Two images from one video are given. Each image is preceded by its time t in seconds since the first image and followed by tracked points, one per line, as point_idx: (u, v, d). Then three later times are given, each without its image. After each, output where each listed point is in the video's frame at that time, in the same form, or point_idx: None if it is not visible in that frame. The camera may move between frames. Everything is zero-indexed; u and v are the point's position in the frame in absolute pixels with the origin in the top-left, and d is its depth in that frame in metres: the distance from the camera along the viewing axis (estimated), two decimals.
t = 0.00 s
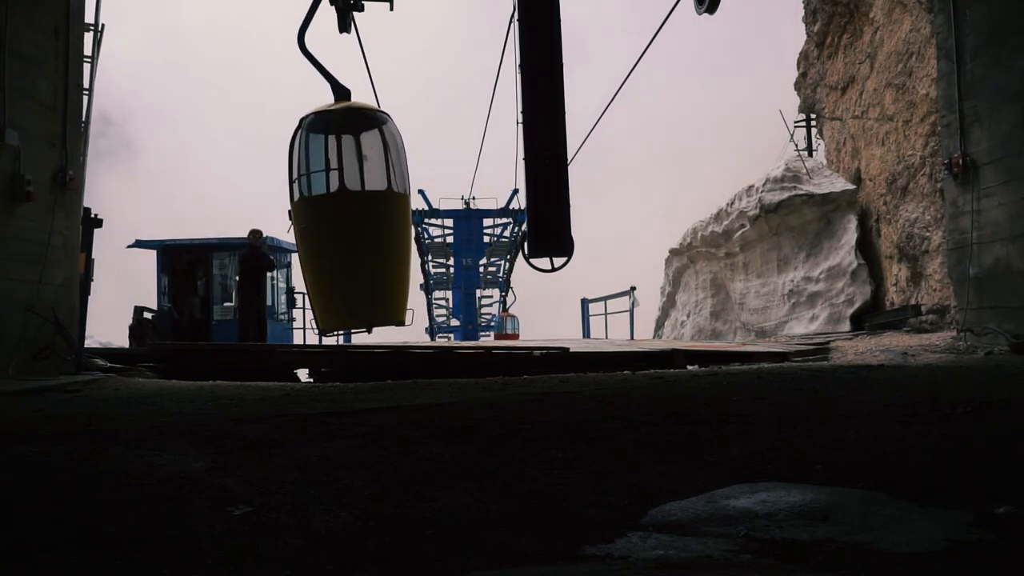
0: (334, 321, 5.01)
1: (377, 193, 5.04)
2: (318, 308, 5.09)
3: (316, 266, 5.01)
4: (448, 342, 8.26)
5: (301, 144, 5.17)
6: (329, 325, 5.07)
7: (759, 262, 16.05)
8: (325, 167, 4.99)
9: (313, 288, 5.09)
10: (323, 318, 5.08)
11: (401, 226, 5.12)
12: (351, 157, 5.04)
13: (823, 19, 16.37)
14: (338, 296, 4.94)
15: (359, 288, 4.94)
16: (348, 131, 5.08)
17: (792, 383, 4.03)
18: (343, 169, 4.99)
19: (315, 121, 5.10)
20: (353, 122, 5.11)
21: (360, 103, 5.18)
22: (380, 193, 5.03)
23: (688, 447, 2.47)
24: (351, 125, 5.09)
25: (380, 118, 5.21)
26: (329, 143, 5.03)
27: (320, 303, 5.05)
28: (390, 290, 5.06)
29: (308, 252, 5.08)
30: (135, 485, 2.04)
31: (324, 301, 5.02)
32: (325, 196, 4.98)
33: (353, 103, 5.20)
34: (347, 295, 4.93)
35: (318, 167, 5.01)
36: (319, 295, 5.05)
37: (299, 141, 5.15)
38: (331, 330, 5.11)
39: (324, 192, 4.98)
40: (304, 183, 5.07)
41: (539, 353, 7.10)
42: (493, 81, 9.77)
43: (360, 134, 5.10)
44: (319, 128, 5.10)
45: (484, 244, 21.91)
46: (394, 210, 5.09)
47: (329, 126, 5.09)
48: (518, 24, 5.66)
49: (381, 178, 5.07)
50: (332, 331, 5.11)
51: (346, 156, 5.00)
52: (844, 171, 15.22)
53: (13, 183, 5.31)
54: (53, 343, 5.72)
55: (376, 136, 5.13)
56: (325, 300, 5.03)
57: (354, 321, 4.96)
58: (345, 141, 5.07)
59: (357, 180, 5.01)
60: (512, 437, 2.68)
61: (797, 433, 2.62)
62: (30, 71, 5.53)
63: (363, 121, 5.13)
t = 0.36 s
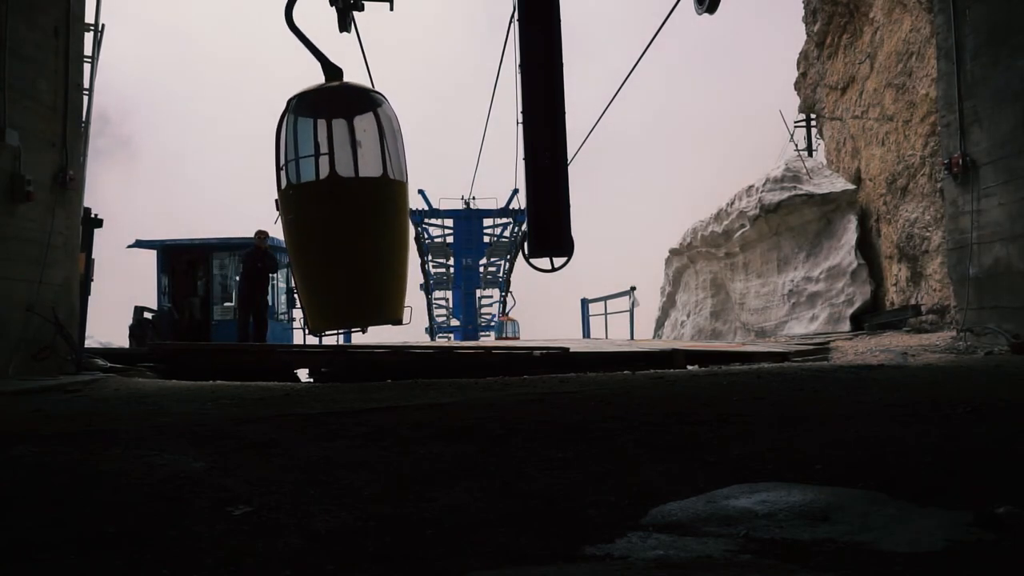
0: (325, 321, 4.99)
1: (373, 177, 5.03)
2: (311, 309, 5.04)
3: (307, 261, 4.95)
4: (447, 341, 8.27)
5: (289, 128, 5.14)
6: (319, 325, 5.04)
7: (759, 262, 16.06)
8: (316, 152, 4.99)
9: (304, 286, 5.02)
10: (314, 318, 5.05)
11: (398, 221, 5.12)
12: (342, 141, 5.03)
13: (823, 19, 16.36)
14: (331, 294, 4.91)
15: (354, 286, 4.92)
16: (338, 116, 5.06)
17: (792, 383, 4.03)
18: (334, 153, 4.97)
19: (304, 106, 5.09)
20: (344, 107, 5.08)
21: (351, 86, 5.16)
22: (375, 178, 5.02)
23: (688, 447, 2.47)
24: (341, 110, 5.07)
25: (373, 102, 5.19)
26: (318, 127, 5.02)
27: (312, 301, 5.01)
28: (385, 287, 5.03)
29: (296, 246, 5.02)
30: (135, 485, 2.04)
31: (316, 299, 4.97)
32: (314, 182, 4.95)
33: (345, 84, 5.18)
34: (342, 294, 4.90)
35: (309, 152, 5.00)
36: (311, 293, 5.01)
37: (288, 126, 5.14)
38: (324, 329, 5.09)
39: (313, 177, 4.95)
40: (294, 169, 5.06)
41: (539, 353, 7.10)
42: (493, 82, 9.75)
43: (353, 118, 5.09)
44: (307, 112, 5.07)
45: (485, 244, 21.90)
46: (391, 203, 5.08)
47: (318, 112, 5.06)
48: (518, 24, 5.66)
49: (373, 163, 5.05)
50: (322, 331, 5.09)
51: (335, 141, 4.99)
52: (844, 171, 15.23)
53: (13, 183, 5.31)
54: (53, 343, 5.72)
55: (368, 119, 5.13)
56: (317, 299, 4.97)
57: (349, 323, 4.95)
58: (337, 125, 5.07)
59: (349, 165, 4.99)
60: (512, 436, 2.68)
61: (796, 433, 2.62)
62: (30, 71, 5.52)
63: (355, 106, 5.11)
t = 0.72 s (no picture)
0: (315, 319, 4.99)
1: (365, 162, 5.02)
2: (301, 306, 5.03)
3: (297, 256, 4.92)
4: (447, 342, 8.27)
5: (274, 110, 5.15)
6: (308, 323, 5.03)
7: (759, 261, 16.06)
8: (302, 135, 5.00)
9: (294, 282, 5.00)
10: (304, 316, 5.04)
11: (393, 221, 5.12)
12: (331, 123, 5.04)
13: (823, 19, 16.36)
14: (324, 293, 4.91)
15: (348, 286, 4.93)
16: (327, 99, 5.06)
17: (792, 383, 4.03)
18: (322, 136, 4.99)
19: (291, 88, 5.08)
20: (333, 90, 5.09)
21: (342, 69, 5.17)
22: (367, 163, 5.02)
23: (688, 447, 2.47)
24: (330, 93, 5.07)
25: (363, 85, 5.19)
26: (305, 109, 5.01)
27: (301, 299, 4.99)
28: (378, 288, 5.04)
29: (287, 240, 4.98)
30: (135, 485, 2.04)
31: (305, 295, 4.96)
32: (301, 165, 4.94)
33: (335, 66, 5.17)
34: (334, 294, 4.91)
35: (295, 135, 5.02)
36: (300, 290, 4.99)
37: (275, 107, 5.13)
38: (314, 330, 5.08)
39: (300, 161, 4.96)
40: (280, 151, 5.06)
41: (539, 353, 7.10)
42: (493, 82, 9.73)
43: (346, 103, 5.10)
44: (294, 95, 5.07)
45: (485, 244, 21.89)
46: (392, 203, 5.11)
47: (306, 94, 5.05)
48: (517, 24, 5.66)
49: (363, 147, 5.06)
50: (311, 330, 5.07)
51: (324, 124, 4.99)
52: (844, 171, 15.24)
53: (13, 183, 5.31)
54: (53, 343, 5.72)
55: (358, 102, 5.13)
56: (309, 298, 4.96)
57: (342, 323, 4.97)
58: (327, 108, 5.06)
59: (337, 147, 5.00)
60: (512, 437, 2.68)
61: (796, 433, 2.62)
62: (30, 71, 5.52)
63: (345, 89, 5.11)
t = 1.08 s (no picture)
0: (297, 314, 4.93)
1: (355, 143, 4.96)
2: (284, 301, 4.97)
3: (282, 249, 4.86)
4: (447, 341, 8.27)
5: (256, 89, 5.07)
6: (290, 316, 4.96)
7: (759, 261, 16.05)
8: (286, 112, 4.93)
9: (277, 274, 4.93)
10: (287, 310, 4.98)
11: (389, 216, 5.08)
12: (317, 101, 4.96)
13: (823, 19, 16.35)
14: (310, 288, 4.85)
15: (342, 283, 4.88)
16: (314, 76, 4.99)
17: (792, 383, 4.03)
18: (307, 114, 4.91)
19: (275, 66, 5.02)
20: (320, 66, 5.01)
21: (330, 45, 5.10)
22: (356, 144, 4.95)
23: (688, 447, 2.47)
24: (317, 70, 5.00)
25: (353, 63, 5.12)
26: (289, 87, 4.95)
27: (284, 292, 4.93)
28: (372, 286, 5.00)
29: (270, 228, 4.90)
30: (135, 485, 2.04)
31: (289, 288, 4.90)
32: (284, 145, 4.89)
33: (323, 44, 5.11)
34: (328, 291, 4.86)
35: (280, 113, 4.94)
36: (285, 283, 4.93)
37: (258, 85, 5.07)
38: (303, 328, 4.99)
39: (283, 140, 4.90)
40: (263, 131, 5.00)
41: (539, 353, 7.10)
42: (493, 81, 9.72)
43: (335, 82, 5.02)
44: (278, 74, 4.99)
45: (484, 244, 21.88)
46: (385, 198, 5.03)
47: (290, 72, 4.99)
48: (517, 24, 5.66)
49: (352, 126, 4.99)
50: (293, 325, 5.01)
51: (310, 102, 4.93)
52: (844, 171, 15.24)
53: (13, 183, 5.30)
54: (52, 343, 5.72)
55: (347, 80, 5.06)
56: (300, 295, 4.89)
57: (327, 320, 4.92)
58: (314, 87, 4.98)
59: (324, 127, 4.93)
60: (512, 437, 2.68)
61: (797, 433, 2.62)
62: (29, 71, 5.51)
63: (333, 67, 5.04)
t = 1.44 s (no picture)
0: (278, 310, 4.40)
1: (345, 120, 4.45)
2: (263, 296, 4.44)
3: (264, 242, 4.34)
4: (447, 342, 8.27)
5: (232, 59, 4.59)
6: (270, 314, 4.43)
7: (759, 261, 16.05)
8: (264, 85, 4.45)
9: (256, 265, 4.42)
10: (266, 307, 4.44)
11: (386, 201, 4.63)
12: (300, 75, 4.48)
13: (823, 19, 16.35)
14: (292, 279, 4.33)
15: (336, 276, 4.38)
16: (297, 46, 4.50)
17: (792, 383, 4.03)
18: (288, 87, 4.43)
19: (254, 35, 4.53)
20: (304, 37, 4.53)
21: (318, 12, 4.61)
22: (347, 120, 4.46)
23: (688, 447, 2.47)
24: (302, 40, 4.52)
25: (343, 34, 4.65)
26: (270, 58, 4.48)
27: (263, 285, 4.41)
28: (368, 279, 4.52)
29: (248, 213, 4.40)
30: (135, 486, 2.04)
31: (269, 281, 4.38)
32: (264, 121, 4.39)
33: (308, 11, 4.60)
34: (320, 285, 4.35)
35: (258, 87, 4.46)
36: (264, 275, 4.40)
37: (234, 57, 4.58)
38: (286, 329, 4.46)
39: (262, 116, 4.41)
40: (241, 106, 4.50)
41: (539, 353, 7.10)
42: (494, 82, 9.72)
43: (320, 53, 4.53)
44: (255, 44, 4.51)
45: (484, 244, 21.87)
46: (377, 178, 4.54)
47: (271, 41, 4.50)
48: (518, 24, 5.65)
49: (341, 102, 4.49)
50: (273, 323, 4.48)
51: (294, 75, 4.45)
52: (844, 171, 15.25)
53: (13, 182, 5.30)
54: (53, 344, 5.73)
55: (336, 53, 4.58)
56: (285, 291, 4.35)
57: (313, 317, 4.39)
58: (298, 58, 4.50)
59: (307, 102, 4.43)
60: (512, 437, 2.68)
61: (796, 433, 2.62)
62: (29, 71, 5.51)
63: (321, 38, 4.57)
